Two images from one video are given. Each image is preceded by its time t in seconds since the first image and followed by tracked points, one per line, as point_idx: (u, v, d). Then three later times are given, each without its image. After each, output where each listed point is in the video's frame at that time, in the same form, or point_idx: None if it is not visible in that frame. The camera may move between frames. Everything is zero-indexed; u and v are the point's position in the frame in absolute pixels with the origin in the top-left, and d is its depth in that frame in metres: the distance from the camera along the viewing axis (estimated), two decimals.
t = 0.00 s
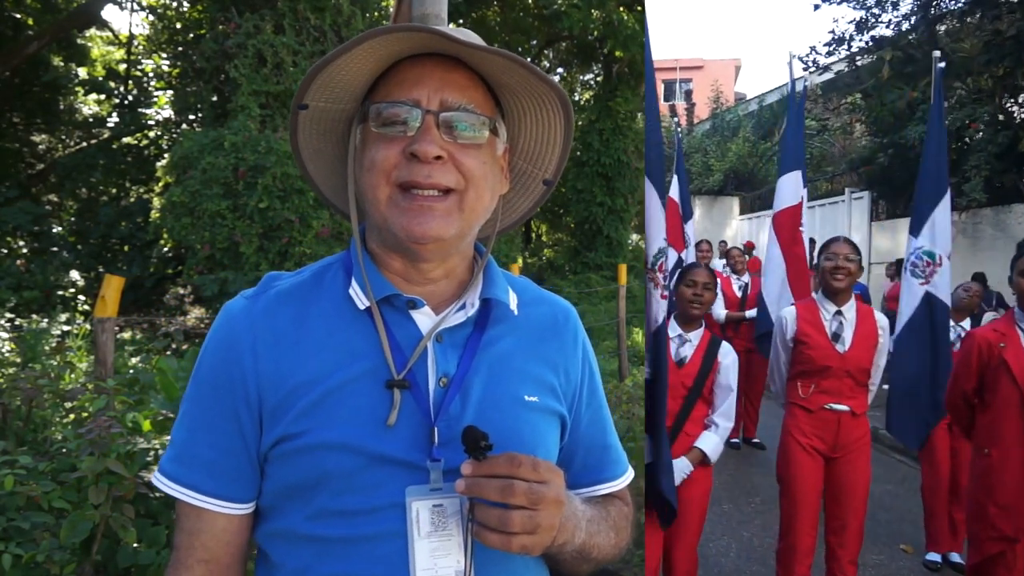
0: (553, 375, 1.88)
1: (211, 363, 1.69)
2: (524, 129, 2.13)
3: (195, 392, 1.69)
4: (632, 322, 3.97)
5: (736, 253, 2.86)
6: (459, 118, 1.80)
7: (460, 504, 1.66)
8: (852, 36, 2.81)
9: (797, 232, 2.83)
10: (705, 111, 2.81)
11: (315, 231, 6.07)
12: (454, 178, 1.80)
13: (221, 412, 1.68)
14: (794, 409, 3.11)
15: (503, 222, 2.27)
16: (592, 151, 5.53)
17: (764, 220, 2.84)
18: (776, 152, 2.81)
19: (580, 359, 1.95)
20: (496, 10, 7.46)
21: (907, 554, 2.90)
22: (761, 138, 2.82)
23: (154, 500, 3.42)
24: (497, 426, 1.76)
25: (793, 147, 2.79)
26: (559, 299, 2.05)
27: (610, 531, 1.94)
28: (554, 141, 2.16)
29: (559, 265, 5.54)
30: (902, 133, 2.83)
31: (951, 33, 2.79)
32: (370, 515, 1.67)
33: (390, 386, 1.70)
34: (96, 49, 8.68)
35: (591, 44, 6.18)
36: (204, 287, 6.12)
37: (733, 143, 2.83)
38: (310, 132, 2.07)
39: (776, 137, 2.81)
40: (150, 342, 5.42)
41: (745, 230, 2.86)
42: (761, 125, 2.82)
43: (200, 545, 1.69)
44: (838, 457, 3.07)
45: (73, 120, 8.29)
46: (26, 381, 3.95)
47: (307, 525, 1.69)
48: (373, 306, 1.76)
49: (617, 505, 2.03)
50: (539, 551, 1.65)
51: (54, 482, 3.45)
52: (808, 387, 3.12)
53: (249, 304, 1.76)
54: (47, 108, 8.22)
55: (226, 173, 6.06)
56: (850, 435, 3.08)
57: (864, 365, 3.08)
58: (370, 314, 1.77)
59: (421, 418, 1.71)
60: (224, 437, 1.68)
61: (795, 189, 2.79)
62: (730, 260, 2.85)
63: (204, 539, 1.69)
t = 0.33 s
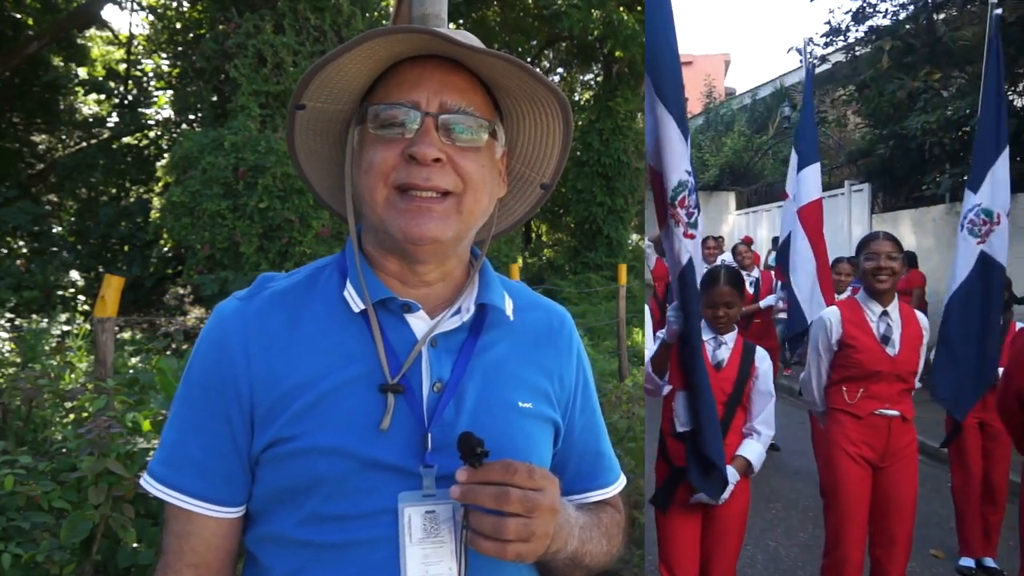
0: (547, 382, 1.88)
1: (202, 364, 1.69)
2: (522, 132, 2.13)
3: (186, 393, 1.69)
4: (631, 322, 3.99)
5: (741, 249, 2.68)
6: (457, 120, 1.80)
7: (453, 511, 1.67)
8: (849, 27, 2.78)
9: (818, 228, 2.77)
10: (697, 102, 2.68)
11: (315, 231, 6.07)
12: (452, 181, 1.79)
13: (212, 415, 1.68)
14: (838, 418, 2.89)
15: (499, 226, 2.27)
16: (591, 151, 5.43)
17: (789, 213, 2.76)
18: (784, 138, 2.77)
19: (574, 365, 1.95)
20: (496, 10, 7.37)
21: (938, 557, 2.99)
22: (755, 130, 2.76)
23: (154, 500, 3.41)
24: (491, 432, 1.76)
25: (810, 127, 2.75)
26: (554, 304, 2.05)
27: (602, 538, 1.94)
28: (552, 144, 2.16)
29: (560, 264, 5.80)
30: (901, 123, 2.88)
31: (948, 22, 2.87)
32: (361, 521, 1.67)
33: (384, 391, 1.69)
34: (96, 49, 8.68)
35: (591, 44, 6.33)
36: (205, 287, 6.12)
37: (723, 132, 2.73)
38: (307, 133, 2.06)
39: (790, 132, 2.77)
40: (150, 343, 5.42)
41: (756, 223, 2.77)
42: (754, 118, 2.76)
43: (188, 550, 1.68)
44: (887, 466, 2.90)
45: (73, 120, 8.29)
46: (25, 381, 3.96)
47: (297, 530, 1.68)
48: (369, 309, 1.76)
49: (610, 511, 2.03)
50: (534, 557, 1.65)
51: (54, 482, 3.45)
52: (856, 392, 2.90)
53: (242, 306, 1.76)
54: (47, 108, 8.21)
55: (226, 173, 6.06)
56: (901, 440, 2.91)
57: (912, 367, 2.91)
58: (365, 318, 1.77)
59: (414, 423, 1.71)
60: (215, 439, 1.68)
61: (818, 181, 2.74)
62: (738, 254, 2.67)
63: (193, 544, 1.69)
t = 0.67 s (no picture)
0: (542, 381, 1.88)
1: (197, 361, 1.69)
2: (520, 130, 2.13)
3: (179, 390, 1.69)
4: (632, 322, 4.02)
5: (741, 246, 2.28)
6: (454, 118, 1.80)
7: (446, 510, 1.65)
8: (823, 20, 2.36)
9: (828, 229, 2.36)
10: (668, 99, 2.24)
11: (315, 231, 6.07)
12: (449, 180, 1.79)
13: (205, 412, 1.68)
14: (863, 424, 2.48)
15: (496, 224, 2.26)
16: (591, 151, 5.51)
17: (796, 214, 2.36)
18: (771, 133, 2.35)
19: (570, 364, 1.95)
20: (496, 10, 7.36)
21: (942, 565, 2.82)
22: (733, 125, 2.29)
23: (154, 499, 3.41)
24: (484, 431, 1.76)
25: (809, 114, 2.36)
26: (550, 302, 2.04)
27: (597, 539, 1.93)
28: (550, 143, 2.15)
29: (560, 264, 5.83)
30: (879, 115, 2.37)
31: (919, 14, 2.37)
32: (354, 520, 1.68)
33: (378, 389, 1.69)
34: (96, 49, 8.69)
35: (591, 45, 6.43)
36: (205, 287, 6.12)
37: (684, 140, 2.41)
38: (304, 128, 2.06)
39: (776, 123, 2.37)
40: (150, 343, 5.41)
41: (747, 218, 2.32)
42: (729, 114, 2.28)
43: (182, 547, 1.69)
44: (918, 477, 2.51)
45: (73, 120, 8.30)
46: (25, 380, 3.96)
47: (291, 528, 1.69)
48: (363, 306, 1.76)
49: (605, 511, 2.02)
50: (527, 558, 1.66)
51: (54, 481, 3.46)
52: (883, 399, 2.47)
53: (237, 302, 1.76)
54: (48, 108, 8.22)
55: (227, 173, 6.06)
56: (932, 449, 2.51)
57: (945, 369, 2.45)
58: (360, 315, 1.77)
59: (408, 422, 1.71)
60: (208, 437, 1.68)
61: (824, 175, 2.36)
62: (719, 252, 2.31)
63: (187, 541, 1.69)
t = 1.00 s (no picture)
0: (535, 380, 1.87)
1: (190, 360, 1.69)
2: (514, 129, 2.12)
3: (173, 389, 1.69)
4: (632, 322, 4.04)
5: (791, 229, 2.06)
6: (448, 116, 1.80)
7: (437, 508, 1.65)
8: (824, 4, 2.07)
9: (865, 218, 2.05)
10: (663, 89, 2.12)
11: (315, 231, 6.07)
12: (442, 178, 1.79)
13: (199, 411, 1.68)
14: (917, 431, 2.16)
15: (489, 223, 2.26)
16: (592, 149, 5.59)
17: (828, 198, 2.07)
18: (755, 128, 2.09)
19: (564, 363, 1.94)
20: (496, 10, 7.34)
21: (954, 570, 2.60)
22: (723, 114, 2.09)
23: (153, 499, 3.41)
24: (476, 431, 1.75)
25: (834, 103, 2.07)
26: (545, 301, 2.04)
27: (590, 537, 1.93)
28: (544, 142, 2.15)
29: (560, 265, 5.74)
30: (884, 99, 2.07)
31: None
32: (347, 519, 1.68)
33: (370, 388, 1.69)
34: (96, 49, 8.69)
35: (592, 43, 6.42)
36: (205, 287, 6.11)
37: (695, 121, 2.12)
38: (297, 126, 2.06)
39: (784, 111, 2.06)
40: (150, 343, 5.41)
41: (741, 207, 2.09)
42: (721, 103, 2.09)
43: (177, 544, 1.69)
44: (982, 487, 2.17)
45: (73, 120, 8.30)
46: (26, 380, 3.96)
47: (284, 527, 1.69)
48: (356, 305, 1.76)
49: (600, 509, 2.02)
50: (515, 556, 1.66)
51: (54, 482, 3.45)
52: (938, 404, 2.14)
53: (230, 301, 1.76)
54: (48, 108, 8.22)
55: (227, 173, 6.05)
56: (997, 456, 2.15)
57: (1010, 369, 2.09)
58: (353, 314, 1.77)
59: (400, 421, 1.71)
60: (203, 435, 1.68)
61: (852, 165, 2.07)
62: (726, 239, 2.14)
63: (181, 538, 1.69)
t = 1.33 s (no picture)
0: (529, 380, 1.87)
1: (185, 362, 1.69)
2: (509, 131, 2.13)
3: (169, 390, 1.69)
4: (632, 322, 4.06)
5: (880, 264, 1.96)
6: (444, 119, 1.80)
7: (432, 509, 1.65)
8: None
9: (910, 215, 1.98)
10: (674, 85, 2.01)
11: (315, 231, 6.07)
12: (438, 181, 1.79)
13: (194, 412, 1.68)
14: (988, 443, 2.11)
15: (483, 223, 2.26)
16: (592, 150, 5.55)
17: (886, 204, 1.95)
18: (765, 129, 2.02)
19: (557, 364, 1.95)
20: (496, 10, 7.49)
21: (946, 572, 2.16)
22: (738, 109, 2.04)
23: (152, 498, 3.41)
24: (470, 432, 1.75)
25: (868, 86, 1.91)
26: (538, 302, 2.04)
27: (582, 535, 1.93)
28: (539, 144, 2.15)
29: (560, 263, 5.98)
30: (907, 93, 1.98)
31: None
32: (342, 519, 1.68)
33: (366, 389, 1.69)
34: (96, 49, 8.72)
35: (592, 44, 6.19)
36: (205, 287, 6.10)
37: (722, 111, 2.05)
38: (293, 127, 2.06)
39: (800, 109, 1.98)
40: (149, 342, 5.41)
41: (804, 207, 2.02)
42: (735, 98, 2.03)
43: (172, 545, 1.69)
44: None
45: (73, 120, 8.31)
46: (26, 380, 3.97)
47: (278, 527, 1.69)
48: (352, 307, 1.76)
49: (591, 508, 2.01)
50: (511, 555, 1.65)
51: (54, 481, 3.46)
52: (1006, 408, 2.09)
53: (225, 303, 1.76)
54: (48, 108, 8.23)
55: (227, 173, 6.05)
56: None
57: None
58: (348, 315, 1.77)
59: (396, 422, 1.71)
60: (199, 436, 1.68)
61: (894, 159, 1.95)
62: (769, 242, 2.03)
63: (176, 538, 1.69)
